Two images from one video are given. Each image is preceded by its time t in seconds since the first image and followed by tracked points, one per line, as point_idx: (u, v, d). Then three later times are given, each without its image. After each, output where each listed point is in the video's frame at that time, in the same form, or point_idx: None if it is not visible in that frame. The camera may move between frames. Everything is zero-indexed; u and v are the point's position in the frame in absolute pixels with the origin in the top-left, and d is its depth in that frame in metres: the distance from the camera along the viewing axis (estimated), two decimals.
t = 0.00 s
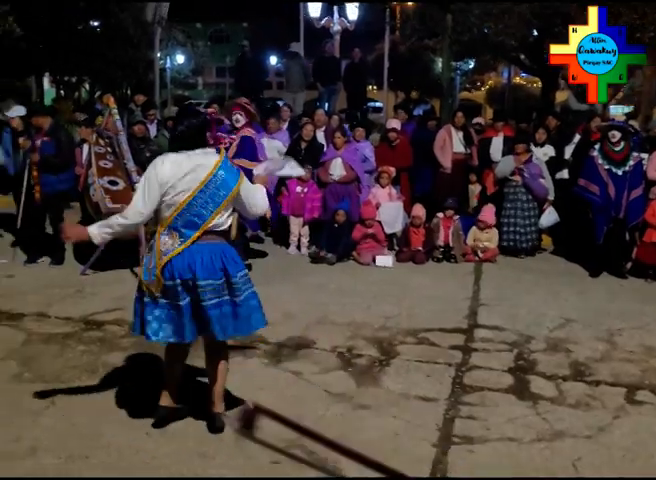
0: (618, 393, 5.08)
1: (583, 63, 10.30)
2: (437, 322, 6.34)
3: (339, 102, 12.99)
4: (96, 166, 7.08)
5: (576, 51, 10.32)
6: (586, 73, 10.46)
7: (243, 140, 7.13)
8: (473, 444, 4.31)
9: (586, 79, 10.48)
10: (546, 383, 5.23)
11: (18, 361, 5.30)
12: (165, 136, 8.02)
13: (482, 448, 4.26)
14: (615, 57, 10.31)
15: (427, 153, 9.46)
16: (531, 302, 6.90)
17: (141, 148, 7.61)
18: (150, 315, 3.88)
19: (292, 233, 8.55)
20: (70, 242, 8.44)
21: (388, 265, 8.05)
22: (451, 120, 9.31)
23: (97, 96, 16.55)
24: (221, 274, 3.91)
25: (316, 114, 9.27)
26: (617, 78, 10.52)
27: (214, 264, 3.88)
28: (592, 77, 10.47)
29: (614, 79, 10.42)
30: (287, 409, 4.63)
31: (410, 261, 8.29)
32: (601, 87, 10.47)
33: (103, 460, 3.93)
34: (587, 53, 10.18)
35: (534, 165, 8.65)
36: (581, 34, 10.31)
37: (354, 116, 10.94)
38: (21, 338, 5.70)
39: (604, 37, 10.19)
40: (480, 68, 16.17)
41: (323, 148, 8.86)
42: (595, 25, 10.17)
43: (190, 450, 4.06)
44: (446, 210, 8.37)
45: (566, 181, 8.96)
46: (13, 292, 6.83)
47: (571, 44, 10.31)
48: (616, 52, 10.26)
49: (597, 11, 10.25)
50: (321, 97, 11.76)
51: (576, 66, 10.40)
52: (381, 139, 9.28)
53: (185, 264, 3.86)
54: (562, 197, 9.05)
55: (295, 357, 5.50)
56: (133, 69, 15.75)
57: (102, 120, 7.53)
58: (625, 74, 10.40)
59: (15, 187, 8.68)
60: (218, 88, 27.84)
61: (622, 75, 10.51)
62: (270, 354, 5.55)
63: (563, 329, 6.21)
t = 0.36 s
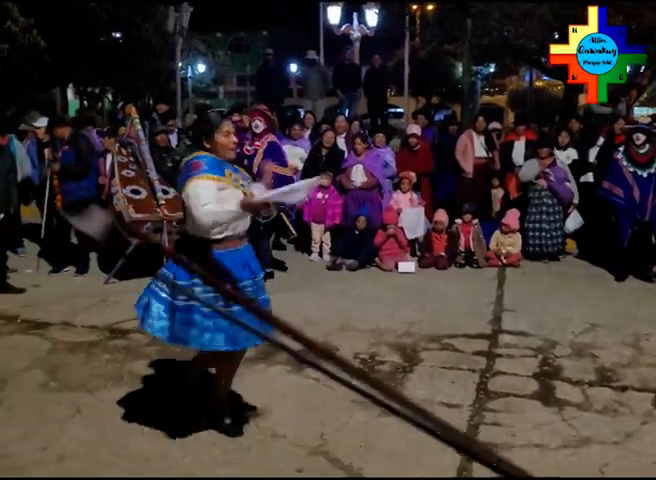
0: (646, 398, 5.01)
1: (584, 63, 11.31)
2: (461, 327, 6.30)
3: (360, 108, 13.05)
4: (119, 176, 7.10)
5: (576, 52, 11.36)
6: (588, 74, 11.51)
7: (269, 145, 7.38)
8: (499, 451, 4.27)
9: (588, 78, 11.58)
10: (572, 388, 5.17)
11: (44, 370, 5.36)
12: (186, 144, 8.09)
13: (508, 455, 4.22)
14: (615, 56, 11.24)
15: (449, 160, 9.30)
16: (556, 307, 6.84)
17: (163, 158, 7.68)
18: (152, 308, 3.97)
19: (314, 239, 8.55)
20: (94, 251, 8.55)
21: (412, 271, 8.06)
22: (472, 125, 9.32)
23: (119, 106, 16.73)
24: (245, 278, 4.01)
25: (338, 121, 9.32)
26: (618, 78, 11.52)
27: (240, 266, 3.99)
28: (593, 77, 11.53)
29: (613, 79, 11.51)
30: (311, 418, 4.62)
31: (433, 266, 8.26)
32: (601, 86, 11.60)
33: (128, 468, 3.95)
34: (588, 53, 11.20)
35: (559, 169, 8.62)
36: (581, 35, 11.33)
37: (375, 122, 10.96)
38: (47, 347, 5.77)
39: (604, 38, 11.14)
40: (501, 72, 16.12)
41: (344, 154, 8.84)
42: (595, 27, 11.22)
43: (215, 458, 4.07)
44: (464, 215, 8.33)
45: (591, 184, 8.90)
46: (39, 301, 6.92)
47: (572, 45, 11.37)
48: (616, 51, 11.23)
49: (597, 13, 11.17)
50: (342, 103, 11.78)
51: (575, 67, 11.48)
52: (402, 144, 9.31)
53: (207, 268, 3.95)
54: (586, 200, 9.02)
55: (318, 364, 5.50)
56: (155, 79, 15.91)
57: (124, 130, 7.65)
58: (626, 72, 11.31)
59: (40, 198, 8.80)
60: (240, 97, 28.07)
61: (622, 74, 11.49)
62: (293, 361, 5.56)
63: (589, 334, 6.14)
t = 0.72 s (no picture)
0: None
1: (584, 62, 11.62)
2: (475, 331, 6.26)
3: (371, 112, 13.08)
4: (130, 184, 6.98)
5: (576, 51, 11.82)
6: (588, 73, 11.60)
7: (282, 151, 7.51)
8: (515, 457, 4.22)
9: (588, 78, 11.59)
10: (588, 393, 5.12)
11: (58, 377, 5.38)
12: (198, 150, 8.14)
13: (524, 460, 4.18)
14: (615, 56, 11.71)
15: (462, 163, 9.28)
16: (571, 310, 6.78)
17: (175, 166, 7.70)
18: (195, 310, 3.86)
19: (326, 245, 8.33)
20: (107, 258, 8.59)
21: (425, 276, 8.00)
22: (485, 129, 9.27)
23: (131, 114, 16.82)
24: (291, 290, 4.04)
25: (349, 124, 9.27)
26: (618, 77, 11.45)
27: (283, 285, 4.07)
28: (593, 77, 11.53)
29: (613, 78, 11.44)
30: (325, 424, 4.59)
31: (446, 271, 8.21)
32: (601, 86, 11.39)
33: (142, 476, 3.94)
34: (586, 53, 11.64)
35: (573, 172, 8.64)
36: (580, 36, 12.04)
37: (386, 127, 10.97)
38: (61, 354, 5.79)
39: (603, 39, 11.84)
40: (513, 74, 16.09)
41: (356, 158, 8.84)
42: (593, 28, 12.01)
43: (228, 465, 4.05)
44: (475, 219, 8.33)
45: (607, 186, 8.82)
46: (52, 309, 6.95)
47: (571, 46, 11.85)
48: (614, 51, 11.73)
49: (597, 13, 11.96)
50: (353, 108, 11.80)
51: (576, 67, 11.71)
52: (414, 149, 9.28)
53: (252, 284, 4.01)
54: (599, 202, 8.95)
55: (332, 369, 5.49)
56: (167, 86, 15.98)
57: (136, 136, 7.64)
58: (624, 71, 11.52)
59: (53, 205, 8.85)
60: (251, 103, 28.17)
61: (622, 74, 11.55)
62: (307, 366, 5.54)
63: (605, 338, 6.08)
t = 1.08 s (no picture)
0: None
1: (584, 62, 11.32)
2: (491, 334, 6.21)
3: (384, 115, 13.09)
4: (144, 189, 7.19)
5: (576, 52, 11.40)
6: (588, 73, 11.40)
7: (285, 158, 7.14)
8: (532, 460, 4.18)
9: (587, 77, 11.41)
10: (606, 395, 5.05)
11: (74, 382, 5.40)
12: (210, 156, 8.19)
13: (542, 463, 4.13)
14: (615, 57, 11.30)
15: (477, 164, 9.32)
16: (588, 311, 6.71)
17: (189, 171, 7.71)
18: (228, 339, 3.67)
19: (340, 248, 8.48)
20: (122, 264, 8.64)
21: (440, 278, 7.94)
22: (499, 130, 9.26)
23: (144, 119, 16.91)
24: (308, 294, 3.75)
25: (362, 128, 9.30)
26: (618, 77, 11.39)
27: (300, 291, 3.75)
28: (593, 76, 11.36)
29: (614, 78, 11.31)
30: (339, 428, 4.57)
31: (461, 273, 8.12)
32: (601, 86, 11.36)
33: None
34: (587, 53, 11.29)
35: (588, 172, 8.57)
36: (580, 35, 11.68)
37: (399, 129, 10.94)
38: (76, 360, 5.81)
39: (603, 38, 11.37)
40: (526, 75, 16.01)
41: (369, 161, 8.85)
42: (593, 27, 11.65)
43: (243, 470, 4.04)
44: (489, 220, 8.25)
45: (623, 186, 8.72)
46: (68, 314, 6.99)
47: (572, 45, 11.44)
48: (615, 51, 11.27)
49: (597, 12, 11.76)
50: (366, 111, 11.79)
51: (576, 67, 11.42)
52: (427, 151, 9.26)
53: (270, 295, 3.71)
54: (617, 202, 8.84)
55: (347, 373, 5.46)
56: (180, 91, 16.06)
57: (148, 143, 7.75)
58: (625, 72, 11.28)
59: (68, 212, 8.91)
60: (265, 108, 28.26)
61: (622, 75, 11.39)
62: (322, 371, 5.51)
63: (623, 339, 6.01)
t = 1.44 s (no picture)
0: None
1: (583, 62, 11.72)
2: (504, 336, 6.20)
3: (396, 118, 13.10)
4: (158, 193, 7.26)
5: (576, 52, 11.83)
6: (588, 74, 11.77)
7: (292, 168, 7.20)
8: (546, 462, 4.17)
9: (588, 78, 11.79)
10: (621, 397, 5.03)
11: (90, 385, 5.44)
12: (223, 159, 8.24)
13: (556, 465, 4.12)
14: (615, 57, 11.62)
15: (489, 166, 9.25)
16: (602, 313, 6.68)
17: (204, 174, 7.73)
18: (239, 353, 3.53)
19: (352, 251, 8.49)
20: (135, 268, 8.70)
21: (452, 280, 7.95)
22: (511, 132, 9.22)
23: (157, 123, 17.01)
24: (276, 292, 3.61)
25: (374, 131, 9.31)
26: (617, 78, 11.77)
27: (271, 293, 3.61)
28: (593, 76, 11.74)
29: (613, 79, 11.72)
30: (351, 431, 4.57)
31: (473, 275, 8.11)
32: (601, 86, 11.83)
33: None
34: (586, 53, 11.71)
35: (601, 173, 8.54)
36: (580, 35, 12.07)
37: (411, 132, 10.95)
38: (91, 363, 5.86)
39: (602, 39, 11.74)
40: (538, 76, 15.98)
41: (380, 164, 8.86)
42: (593, 27, 12.03)
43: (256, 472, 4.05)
44: (502, 222, 8.23)
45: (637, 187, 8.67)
46: (83, 318, 7.04)
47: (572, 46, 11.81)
48: (616, 52, 11.61)
49: (597, 13, 12.09)
50: (377, 113, 11.81)
51: (576, 67, 11.80)
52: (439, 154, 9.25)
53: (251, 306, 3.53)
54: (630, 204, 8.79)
55: (360, 376, 5.47)
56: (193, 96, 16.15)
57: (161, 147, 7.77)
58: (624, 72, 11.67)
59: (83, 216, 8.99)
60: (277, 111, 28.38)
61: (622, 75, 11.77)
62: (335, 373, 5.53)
63: (637, 341, 5.98)
